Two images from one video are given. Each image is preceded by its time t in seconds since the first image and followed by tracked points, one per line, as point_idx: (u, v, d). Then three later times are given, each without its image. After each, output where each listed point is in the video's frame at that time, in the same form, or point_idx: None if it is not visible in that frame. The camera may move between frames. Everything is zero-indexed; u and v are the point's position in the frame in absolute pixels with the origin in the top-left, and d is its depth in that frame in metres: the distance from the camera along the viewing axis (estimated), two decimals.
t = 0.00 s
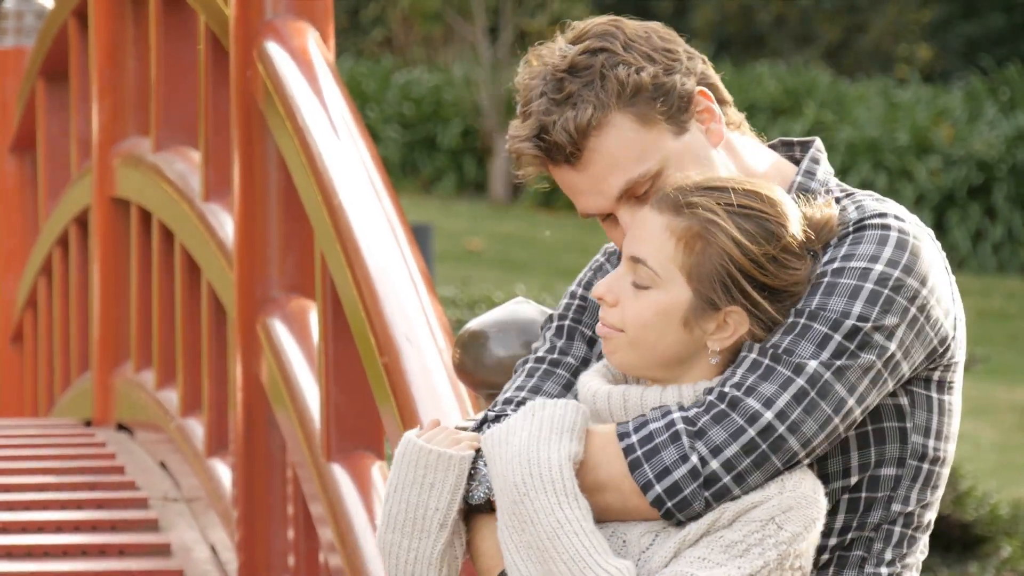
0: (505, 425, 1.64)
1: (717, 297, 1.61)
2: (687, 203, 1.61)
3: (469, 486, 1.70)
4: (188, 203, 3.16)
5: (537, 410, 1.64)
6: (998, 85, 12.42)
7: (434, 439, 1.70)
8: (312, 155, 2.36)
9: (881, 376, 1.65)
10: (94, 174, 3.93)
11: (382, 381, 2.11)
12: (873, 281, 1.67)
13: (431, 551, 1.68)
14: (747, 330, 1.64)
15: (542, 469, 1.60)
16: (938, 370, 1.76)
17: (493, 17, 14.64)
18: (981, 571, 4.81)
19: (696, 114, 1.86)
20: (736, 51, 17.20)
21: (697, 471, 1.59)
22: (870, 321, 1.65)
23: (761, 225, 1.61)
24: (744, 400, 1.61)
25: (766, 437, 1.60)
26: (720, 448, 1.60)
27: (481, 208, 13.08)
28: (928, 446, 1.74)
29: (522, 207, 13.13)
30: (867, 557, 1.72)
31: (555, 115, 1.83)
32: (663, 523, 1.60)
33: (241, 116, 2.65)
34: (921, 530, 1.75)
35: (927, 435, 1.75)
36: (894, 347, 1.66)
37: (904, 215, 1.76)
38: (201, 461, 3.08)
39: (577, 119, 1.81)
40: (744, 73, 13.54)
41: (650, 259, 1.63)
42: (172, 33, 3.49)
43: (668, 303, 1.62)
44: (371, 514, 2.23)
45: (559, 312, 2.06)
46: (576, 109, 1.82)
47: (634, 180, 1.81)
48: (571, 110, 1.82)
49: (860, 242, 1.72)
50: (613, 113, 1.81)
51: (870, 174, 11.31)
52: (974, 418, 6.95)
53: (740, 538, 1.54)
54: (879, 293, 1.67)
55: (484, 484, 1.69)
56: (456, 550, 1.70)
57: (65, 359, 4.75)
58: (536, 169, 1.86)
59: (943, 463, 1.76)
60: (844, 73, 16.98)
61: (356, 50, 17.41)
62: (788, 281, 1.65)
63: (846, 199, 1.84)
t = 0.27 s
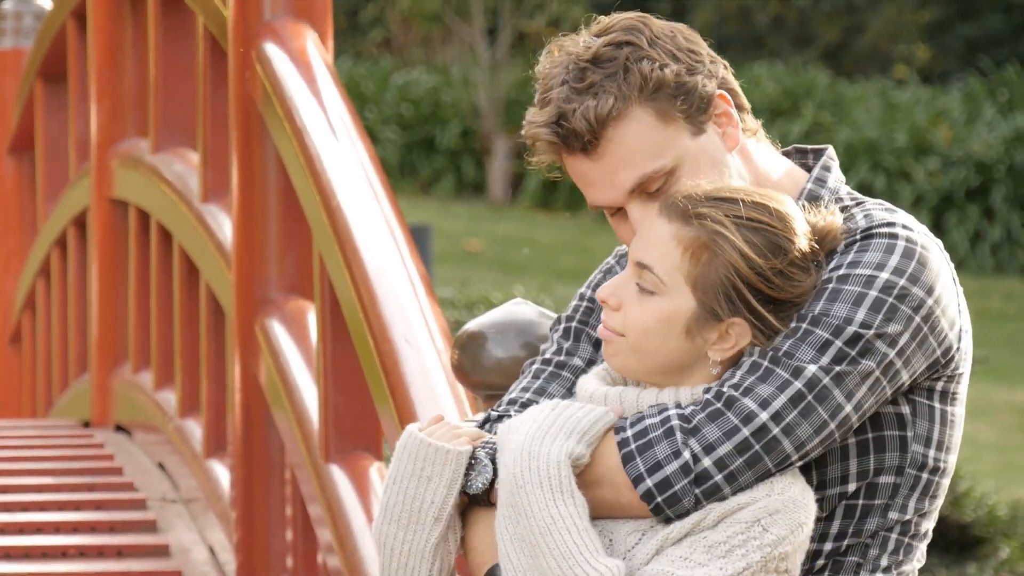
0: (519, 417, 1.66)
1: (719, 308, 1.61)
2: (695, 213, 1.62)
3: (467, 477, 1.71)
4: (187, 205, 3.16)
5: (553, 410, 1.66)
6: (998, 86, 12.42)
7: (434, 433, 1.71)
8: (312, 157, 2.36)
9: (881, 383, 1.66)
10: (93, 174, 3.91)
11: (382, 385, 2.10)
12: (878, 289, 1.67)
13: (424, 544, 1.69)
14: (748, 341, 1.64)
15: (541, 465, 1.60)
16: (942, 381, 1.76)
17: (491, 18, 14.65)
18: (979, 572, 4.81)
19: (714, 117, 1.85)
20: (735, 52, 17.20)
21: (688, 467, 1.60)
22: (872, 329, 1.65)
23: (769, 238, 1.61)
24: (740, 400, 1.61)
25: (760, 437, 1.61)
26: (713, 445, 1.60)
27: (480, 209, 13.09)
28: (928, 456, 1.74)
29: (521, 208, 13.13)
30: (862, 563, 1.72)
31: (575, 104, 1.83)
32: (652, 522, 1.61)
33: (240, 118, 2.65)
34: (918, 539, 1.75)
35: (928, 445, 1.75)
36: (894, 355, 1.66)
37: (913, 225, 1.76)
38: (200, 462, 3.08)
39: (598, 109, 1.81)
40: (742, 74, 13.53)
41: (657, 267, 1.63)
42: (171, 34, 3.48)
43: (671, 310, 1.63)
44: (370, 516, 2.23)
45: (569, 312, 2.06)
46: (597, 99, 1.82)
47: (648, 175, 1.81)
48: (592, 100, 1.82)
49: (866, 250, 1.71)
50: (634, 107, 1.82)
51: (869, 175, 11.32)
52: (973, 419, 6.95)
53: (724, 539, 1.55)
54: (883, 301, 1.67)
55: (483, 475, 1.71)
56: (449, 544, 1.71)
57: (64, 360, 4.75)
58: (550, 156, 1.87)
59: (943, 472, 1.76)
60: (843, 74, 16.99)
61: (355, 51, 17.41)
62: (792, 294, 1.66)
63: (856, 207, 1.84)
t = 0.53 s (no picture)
0: (536, 413, 1.66)
1: (715, 305, 1.63)
2: (690, 212, 1.65)
3: (463, 481, 1.74)
4: (187, 205, 3.16)
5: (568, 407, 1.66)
6: (998, 86, 12.42)
7: (429, 438, 1.74)
8: (311, 156, 2.36)
9: (878, 379, 1.65)
10: (94, 174, 3.91)
11: (382, 385, 2.10)
12: (873, 285, 1.67)
13: (423, 550, 1.71)
14: (744, 339, 1.66)
15: (554, 465, 1.61)
16: (939, 376, 1.76)
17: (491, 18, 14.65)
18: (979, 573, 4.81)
19: (717, 109, 1.88)
20: (735, 53, 17.20)
21: (684, 464, 1.62)
22: (868, 325, 1.65)
23: (764, 235, 1.64)
24: (737, 397, 1.63)
25: (756, 434, 1.62)
26: (709, 443, 1.62)
27: (480, 208, 13.09)
28: (926, 452, 1.74)
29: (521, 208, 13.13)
30: (863, 563, 1.72)
31: (583, 97, 1.84)
32: (651, 523, 1.63)
33: (240, 118, 2.65)
34: (917, 536, 1.75)
35: (926, 441, 1.75)
36: (892, 351, 1.66)
37: (908, 221, 1.75)
38: (200, 462, 3.08)
39: (607, 102, 1.83)
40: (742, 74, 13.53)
41: (653, 265, 1.66)
42: (172, 34, 3.48)
43: (666, 308, 1.65)
44: (370, 516, 2.22)
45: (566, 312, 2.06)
46: (605, 92, 1.84)
47: (657, 168, 1.83)
48: (601, 93, 1.83)
49: (862, 247, 1.71)
50: (642, 100, 1.83)
51: (869, 175, 11.33)
52: (973, 420, 6.94)
53: (723, 541, 1.57)
54: (879, 298, 1.66)
55: (479, 478, 1.73)
56: (448, 550, 1.73)
57: (64, 359, 4.75)
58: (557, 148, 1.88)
59: (941, 469, 1.76)
60: (842, 74, 16.98)
61: (355, 52, 17.41)
62: (787, 292, 1.67)
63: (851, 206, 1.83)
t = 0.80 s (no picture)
0: (516, 427, 1.64)
1: (704, 292, 1.61)
2: (672, 200, 1.63)
3: (462, 489, 1.71)
4: (187, 205, 3.16)
5: (551, 416, 1.64)
6: (998, 86, 12.42)
7: (423, 447, 1.72)
8: (311, 157, 2.36)
9: (877, 369, 1.64)
10: (94, 174, 3.92)
11: (382, 384, 2.10)
12: (868, 276, 1.66)
13: (427, 559, 1.69)
14: (736, 324, 1.64)
15: (550, 479, 1.60)
16: (934, 362, 1.75)
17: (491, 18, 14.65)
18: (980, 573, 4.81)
19: (702, 111, 1.81)
20: (735, 53, 17.21)
21: (685, 461, 1.61)
22: (864, 317, 1.64)
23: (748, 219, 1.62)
24: (735, 393, 1.61)
25: (757, 429, 1.60)
26: (711, 440, 1.60)
27: (480, 208, 13.09)
28: (925, 437, 1.74)
29: (521, 208, 13.13)
30: (870, 556, 1.72)
31: (564, 110, 1.77)
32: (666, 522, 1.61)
33: (240, 118, 2.65)
34: (921, 528, 1.74)
35: (924, 427, 1.74)
36: (890, 341, 1.65)
37: (897, 210, 1.75)
38: (200, 462, 3.08)
39: (587, 116, 1.76)
40: (743, 74, 13.53)
41: (638, 257, 1.64)
42: (172, 36, 3.49)
43: (655, 300, 1.63)
44: (370, 516, 2.23)
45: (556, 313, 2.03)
46: (585, 104, 1.77)
47: (642, 177, 1.77)
48: (581, 105, 1.76)
49: (854, 238, 1.70)
50: (624, 110, 1.76)
51: (869, 175, 11.33)
52: (973, 419, 6.95)
53: (746, 537, 1.54)
54: (873, 288, 1.65)
55: (477, 485, 1.71)
56: (452, 557, 1.71)
57: (64, 359, 4.75)
58: (540, 160, 1.82)
59: (941, 456, 1.75)
60: (842, 74, 17.00)
61: (355, 52, 17.43)
62: (775, 276, 1.65)
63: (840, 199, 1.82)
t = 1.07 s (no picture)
0: (510, 445, 1.63)
1: (709, 287, 1.61)
2: (669, 198, 1.63)
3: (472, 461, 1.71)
4: (188, 205, 3.16)
5: (543, 430, 1.62)
6: (998, 86, 12.42)
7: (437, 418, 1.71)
8: (312, 156, 2.36)
9: (880, 364, 1.67)
10: (93, 175, 3.92)
11: (382, 384, 2.10)
12: (868, 272, 1.69)
13: (434, 531, 1.68)
14: (741, 319, 1.65)
15: (557, 496, 1.59)
16: (930, 354, 1.77)
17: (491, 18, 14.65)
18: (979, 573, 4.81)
19: (678, 112, 1.87)
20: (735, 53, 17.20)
21: (695, 456, 1.61)
22: (865, 313, 1.67)
23: (743, 212, 1.62)
24: (739, 390, 1.62)
25: (763, 424, 1.61)
26: (719, 436, 1.61)
27: (480, 208, 13.09)
28: (924, 429, 1.77)
29: (521, 208, 13.13)
30: (875, 550, 1.75)
31: (541, 118, 1.82)
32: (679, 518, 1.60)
33: (240, 118, 2.65)
34: (924, 519, 1.77)
35: (923, 418, 1.77)
36: (891, 336, 1.68)
37: (891, 204, 1.78)
38: (201, 462, 3.08)
39: (566, 120, 1.80)
40: (743, 74, 13.53)
41: (637, 259, 1.63)
42: (172, 37, 3.49)
43: (659, 302, 1.63)
44: (370, 516, 2.22)
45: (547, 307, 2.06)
46: (562, 110, 1.81)
47: (625, 179, 1.81)
48: (559, 112, 1.81)
49: (853, 235, 1.73)
50: (601, 113, 1.81)
51: (869, 175, 11.34)
52: (973, 420, 6.95)
53: (764, 534, 1.55)
54: (874, 284, 1.68)
55: (486, 460, 1.70)
56: (459, 530, 1.70)
57: (64, 359, 4.75)
58: (523, 173, 1.86)
59: (941, 446, 1.78)
60: (842, 74, 16.99)
61: (356, 52, 17.44)
62: (775, 267, 1.66)
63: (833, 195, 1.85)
